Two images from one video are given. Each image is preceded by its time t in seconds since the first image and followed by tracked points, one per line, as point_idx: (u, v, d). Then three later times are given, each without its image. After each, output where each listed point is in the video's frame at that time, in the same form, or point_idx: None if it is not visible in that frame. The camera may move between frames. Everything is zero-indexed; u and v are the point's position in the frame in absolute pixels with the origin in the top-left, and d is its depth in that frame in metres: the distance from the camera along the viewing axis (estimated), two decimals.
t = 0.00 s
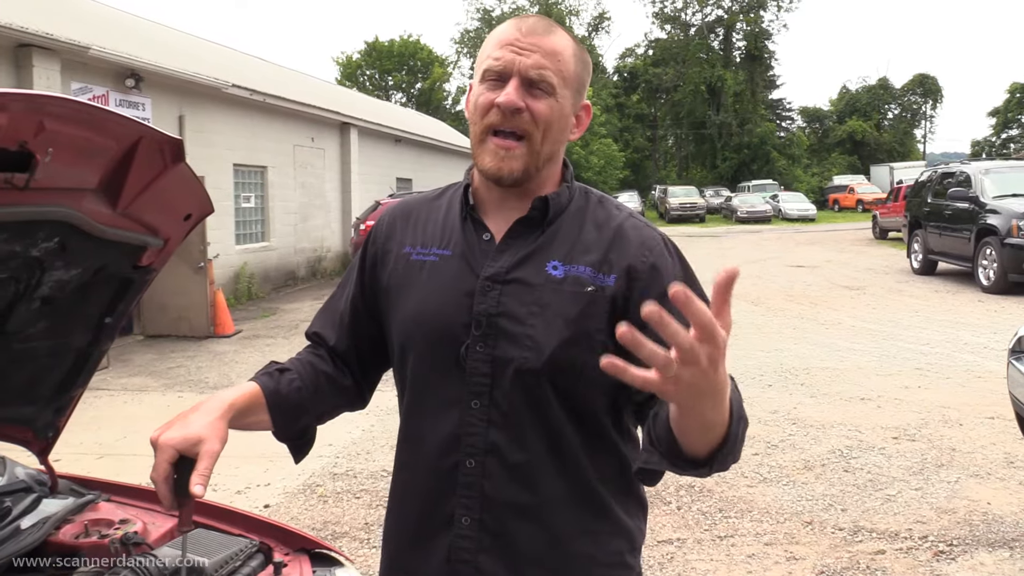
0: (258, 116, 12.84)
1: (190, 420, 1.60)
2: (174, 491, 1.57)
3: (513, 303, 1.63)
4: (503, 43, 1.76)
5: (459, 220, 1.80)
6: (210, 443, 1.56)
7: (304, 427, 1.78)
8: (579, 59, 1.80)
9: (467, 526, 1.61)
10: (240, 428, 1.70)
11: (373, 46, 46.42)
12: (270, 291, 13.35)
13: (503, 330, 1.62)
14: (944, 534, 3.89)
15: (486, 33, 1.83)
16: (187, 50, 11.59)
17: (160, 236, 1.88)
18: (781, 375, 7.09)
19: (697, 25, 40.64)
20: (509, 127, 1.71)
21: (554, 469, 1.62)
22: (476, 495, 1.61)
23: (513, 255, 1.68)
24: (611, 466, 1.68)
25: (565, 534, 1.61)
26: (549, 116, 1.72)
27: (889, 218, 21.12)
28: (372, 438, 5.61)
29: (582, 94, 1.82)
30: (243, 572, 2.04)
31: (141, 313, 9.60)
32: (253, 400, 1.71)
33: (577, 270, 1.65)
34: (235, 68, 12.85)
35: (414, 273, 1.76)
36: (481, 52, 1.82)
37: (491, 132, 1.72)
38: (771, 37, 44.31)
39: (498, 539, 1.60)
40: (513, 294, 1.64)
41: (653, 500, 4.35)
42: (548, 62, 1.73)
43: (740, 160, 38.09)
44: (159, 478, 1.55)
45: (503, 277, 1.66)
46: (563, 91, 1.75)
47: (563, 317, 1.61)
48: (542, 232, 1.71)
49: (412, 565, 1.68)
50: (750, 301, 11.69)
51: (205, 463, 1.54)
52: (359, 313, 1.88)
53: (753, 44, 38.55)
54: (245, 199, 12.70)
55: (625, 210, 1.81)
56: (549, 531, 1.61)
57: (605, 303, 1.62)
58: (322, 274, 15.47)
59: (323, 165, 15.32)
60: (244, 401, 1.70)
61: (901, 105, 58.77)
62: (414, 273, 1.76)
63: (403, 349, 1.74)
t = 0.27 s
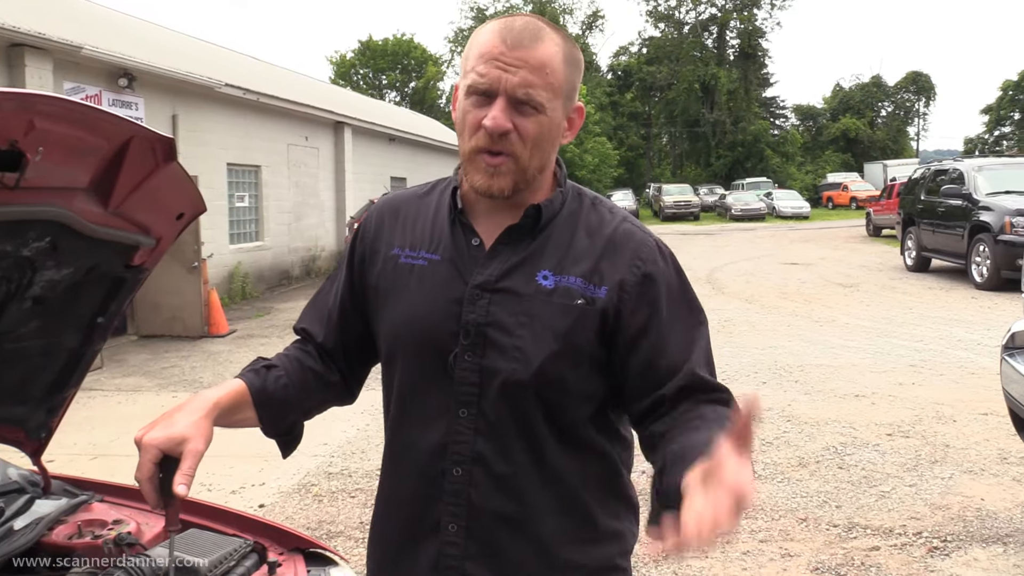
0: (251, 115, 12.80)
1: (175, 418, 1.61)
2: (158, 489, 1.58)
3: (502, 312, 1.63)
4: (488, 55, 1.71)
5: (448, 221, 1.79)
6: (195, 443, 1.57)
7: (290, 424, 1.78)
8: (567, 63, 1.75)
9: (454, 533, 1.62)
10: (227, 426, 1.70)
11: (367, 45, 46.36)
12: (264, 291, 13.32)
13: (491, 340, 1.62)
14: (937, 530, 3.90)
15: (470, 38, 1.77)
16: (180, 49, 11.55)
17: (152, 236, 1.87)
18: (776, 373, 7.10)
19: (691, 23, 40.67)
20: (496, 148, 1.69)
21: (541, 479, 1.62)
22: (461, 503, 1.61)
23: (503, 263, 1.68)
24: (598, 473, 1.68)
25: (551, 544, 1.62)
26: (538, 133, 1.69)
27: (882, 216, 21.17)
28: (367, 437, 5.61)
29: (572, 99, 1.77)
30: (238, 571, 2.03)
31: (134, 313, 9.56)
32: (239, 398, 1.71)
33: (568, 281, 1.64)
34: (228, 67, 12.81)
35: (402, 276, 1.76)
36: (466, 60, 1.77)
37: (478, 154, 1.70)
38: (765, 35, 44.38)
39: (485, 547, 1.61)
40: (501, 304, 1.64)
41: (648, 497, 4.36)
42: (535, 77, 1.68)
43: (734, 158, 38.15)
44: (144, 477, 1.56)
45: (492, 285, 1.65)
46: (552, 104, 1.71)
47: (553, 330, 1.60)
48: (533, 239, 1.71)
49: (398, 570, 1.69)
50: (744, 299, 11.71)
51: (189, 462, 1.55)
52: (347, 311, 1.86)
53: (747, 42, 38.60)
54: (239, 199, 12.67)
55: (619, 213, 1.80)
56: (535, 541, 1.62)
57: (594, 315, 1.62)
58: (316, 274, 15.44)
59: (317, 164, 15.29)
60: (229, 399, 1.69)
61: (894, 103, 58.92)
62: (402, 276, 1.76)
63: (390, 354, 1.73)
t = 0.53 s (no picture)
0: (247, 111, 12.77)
1: (167, 417, 1.60)
2: (151, 487, 1.56)
3: (499, 315, 1.63)
4: (480, 52, 1.71)
5: (446, 220, 1.79)
6: (187, 440, 1.56)
7: (284, 417, 1.79)
8: (562, 57, 1.74)
9: (448, 532, 1.62)
10: (220, 421, 1.70)
11: (363, 41, 46.25)
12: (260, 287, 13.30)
13: (489, 342, 1.62)
14: (931, 529, 3.91)
15: (463, 35, 1.77)
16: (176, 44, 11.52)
17: (149, 231, 1.86)
18: (770, 372, 7.12)
19: (688, 22, 40.67)
20: (492, 147, 1.68)
21: (536, 484, 1.63)
22: (455, 504, 1.62)
23: (502, 264, 1.68)
24: (592, 479, 1.69)
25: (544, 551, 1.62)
26: (533, 129, 1.69)
27: (877, 216, 21.22)
28: (362, 434, 5.60)
29: (568, 94, 1.76)
30: (233, 567, 2.04)
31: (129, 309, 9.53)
32: (232, 393, 1.71)
33: (567, 286, 1.65)
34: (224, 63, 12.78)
35: (399, 273, 1.76)
36: (460, 57, 1.77)
37: (473, 152, 1.70)
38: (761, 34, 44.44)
39: (478, 548, 1.62)
40: (499, 306, 1.64)
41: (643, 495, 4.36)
42: (528, 73, 1.68)
43: (730, 157, 38.19)
44: (135, 475, 1.55)
45: (491, 287, 1.65)
46: (547, 101, 1.70)
47: (551, 336, 1.61)
48: (533, 241, 1.71)
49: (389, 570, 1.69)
50: (739, 297, 11.73)
51: (182, 460, 1.54)
52: (341, 305, 1.86)
53: (743, 42, 38.63)
54: (234, 195, 12.64)
55: (618, 216, 1.80)
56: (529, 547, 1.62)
57: (593, 321, 1.62)
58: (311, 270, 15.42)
59: (312, 161, 15.26)
60: (222, 395, 1.69)
61: (889, 103, 59.05)
62: (399, 274, 1.76)
63: (384, 353, 1.73)
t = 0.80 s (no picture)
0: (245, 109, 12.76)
1: (163, 417, 1.59)
2: (148, 488, 1.55)
3: (494, 304, 1.63)
4: (450, 44, 1.70)
5: (442, 215, 1.79)
6: (185, 441, 1.56)
7: (280, 422, 1.78)
8: (533, 40, 1.71)
9: (444, 528, 1.62)
10: (216, 423, 1.69)
11: (362, 39, 46.23)
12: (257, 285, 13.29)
13: (484, 331, 1.62)
14: (928, 528, 3.92)
15: (439, 32, 1.77)
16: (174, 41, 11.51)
17: (147, 229, 1.86)
18: (768, 371, 7.13)
19: (687, 21, 40.69)
20: (467, 133, 1.67)
21: (533, 476, 1.63)
22: (452, 498, 1.62)
23: (497, 254, 1.68)
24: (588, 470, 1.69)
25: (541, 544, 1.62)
26: (508, 113, 1.66)
27: (875, 216, 21.25)
28: (360, 432, 5.61)
29: (545, 76, 1.72)
30: (231, 565, 2.04)
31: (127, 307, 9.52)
32: (230, 394, 1.70)
33: (562, 271, 1.64)
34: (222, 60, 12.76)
35: (396, 267, 1.76)
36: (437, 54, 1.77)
37: (451, 141, 1.69)
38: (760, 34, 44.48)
39: (475, 542, 1.62)
40: (494, 295, 1.64)
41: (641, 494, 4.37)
42: (494, 57, 1.66)
43: (728, 156, 38.21)
44: (132, 476, 1.54)
45: (485, 276, 1.66)
46: (519, 82, 1.67)
47: (546, 322, 1.60)
48: (528, 230, 1.71)
49: (387, 567, 1.70)
50: (737, 297, 11.75)
51: (179, 461, 1.53)
52: (339, 304, 1.87)
53: (741, 41, 38.67)
54: (232, 192, 12.63)
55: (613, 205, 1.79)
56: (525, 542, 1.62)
57: (588, 306, 1.61)
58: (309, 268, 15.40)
59: (311, 158, 15.25)
60: (220, 396, 1.69)
61: (887, 103, 59.12)
62: (395, 267, 1.76)
63: (381, 346, 1.73)
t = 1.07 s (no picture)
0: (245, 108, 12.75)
1: (175, 413, 1.58)
2: (159, 483, 1.56)
3: (466, 298, 1.61)
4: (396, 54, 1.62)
5: (431, 217, 1.79)
6: (196, 437, 1.54)
7: (293, 428, 1.76)
8: (471, 37, 1.57)
9: (427, 528, 1.62)
10: (228, 423, 1.68)
11: (362, 39, 46.28)
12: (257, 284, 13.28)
13: (457, 326, 1.60)
14: (928, 528, 3.92)
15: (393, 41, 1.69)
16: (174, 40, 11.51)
17: (147, 228, 1.86)
18: (768, 370, 7.14)
19: (686, 21, 40.69)
20: (419, 141, 1.58)
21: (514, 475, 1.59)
22: (435, 497, 1.61)
23: (472, 248, 1.66)
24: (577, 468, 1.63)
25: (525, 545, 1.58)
26: (458, 116, 1.56)
27: (875, 215, 21.25)
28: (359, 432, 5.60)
29: (495, 69, 1.58)
30: (230, 564, 2.03)
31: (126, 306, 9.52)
32: (241, 396, 1.69)
33: (530, 261, 1.59)
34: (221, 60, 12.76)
35: (386, 270, 1.77)
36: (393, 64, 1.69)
37: (409, 150, 1.62)
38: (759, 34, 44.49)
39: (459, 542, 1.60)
40: (467, 289, 1.61)
41: (641, 494, 4.37)
42: (433, 63, 1.55)
43: (728, 156, 38.21)
44: (142, 471, 1.55)
45: (459, 271, 1.64)
46: (463, 82, 1.55)
47: (512, 313, 1.56)
48: (504, 223, 1.68)
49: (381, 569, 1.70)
50: (737, 296, 11.75)
51: (190, 456, 1.52)
52: (349, 312, 1.90)
53: (741, 41, 38.67)
54: (232, 192, 12.63)
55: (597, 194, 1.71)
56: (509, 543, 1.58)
57: (556, 296, 1.55)
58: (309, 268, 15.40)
59: (310, 158, 15.24)
60: (231, 396, 1.68)
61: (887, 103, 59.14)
62: (386, 270, 1.77)
63: (372, 348, 1.74)
